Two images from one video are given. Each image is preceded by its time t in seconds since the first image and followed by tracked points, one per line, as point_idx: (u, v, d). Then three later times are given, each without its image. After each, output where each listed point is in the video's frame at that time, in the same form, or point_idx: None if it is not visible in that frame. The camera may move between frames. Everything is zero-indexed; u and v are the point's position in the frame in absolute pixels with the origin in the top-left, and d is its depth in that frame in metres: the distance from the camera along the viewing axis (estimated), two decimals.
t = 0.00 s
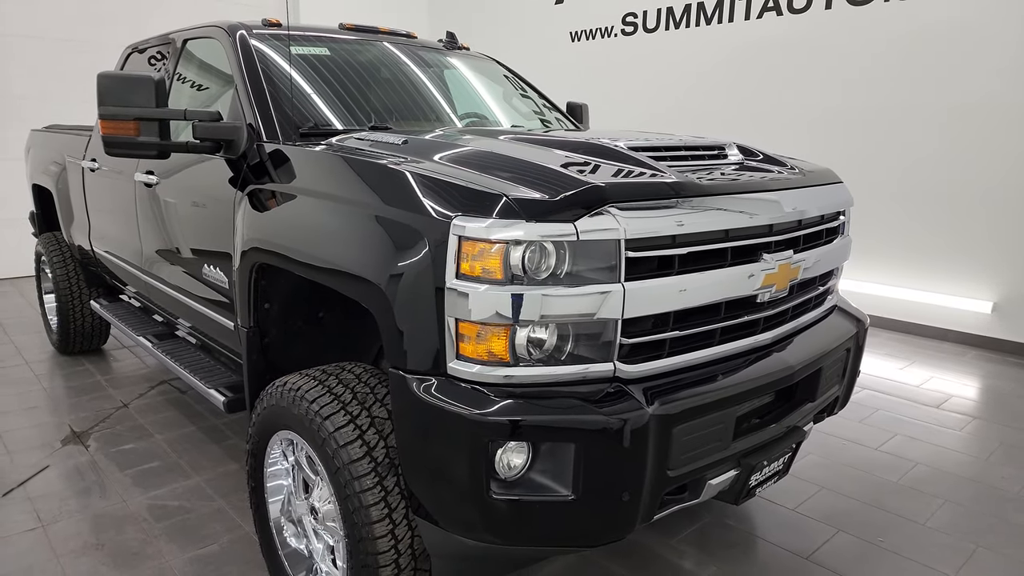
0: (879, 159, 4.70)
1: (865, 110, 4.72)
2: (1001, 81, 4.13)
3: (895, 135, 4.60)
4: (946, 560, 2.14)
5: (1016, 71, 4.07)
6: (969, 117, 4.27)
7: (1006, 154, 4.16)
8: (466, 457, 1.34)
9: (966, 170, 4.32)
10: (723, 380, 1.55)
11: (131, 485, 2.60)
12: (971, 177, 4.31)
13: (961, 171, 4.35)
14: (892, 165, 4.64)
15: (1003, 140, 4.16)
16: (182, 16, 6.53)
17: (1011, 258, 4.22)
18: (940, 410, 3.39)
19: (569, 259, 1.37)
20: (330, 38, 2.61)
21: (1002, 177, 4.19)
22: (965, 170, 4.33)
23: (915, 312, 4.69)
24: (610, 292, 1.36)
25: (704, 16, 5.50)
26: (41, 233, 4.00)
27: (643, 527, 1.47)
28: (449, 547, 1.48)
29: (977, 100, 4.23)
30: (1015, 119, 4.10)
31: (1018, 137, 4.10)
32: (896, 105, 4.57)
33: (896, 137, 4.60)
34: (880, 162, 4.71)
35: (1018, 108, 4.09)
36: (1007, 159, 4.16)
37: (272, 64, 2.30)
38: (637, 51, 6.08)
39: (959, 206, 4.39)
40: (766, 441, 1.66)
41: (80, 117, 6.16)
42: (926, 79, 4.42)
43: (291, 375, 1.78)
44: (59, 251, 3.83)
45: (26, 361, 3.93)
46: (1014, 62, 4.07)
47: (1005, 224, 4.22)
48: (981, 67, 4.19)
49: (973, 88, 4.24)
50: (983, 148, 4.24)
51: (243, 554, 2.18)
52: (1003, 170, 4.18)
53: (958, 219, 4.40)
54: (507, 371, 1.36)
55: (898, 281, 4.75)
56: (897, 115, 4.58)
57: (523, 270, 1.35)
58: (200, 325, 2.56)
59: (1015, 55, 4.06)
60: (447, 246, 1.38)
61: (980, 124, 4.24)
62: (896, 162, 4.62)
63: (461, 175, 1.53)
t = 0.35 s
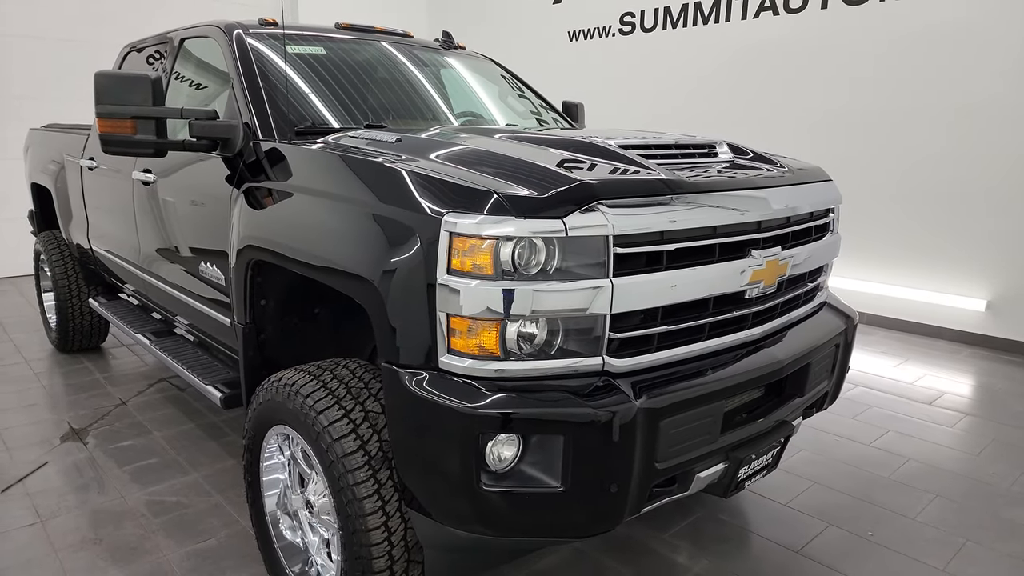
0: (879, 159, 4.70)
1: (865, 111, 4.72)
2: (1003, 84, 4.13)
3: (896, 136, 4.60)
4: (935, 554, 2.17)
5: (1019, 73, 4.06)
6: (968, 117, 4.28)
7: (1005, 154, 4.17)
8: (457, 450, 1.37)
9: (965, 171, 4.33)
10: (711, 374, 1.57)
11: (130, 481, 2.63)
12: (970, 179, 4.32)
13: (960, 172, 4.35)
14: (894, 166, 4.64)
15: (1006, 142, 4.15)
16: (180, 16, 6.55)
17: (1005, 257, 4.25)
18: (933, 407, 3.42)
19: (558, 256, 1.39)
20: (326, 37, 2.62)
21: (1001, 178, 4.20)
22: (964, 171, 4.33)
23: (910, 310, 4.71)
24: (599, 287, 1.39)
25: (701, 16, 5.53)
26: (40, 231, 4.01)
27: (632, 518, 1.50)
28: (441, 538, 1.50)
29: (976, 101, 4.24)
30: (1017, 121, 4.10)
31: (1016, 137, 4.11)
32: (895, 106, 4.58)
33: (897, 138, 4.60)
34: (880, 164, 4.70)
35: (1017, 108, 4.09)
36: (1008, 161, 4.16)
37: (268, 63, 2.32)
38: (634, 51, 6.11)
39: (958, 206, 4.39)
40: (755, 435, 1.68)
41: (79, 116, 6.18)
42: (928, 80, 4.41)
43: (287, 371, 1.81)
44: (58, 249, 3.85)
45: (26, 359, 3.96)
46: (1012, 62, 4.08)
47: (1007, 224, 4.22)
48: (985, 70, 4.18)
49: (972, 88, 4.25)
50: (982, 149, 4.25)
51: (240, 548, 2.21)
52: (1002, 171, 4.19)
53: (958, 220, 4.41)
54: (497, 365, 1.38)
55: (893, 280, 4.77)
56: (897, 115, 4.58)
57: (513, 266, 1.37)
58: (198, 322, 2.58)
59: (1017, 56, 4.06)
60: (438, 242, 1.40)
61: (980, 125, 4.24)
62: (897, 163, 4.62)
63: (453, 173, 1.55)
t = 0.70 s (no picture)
0: (878, 159, 4.71)
1: (865, 111, 4.72)
2: (1003, 85, 4.13)
3: (895, 137, 4.60)
4: (927, 551, 2.18)
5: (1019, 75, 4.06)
6: (968, 118, 4.28)
7: (1002, 156, 4.18)
8: (449, 447, 1.38)
9: (964, 172, 4.34)
10: (703, 371, 1.59)
11: (127, 479, 2.64)
12: (968, 180, 4.33)
13: (959, 173, 4.36)
14: (893, 167, 4.64)
15: (1005, 144, 4.16)
16: (178, 15, 6.55)
17: (1002, 256, 4.26)
18: (928, 406, 3.43)
19: (549, 255, 1.40)
20: (323, 37, 2.63)
21: (999, 180, 4.21)
22: (963, 172, 4.34)
23: (906, 309, 4.72)
24: (590, 286, 1.40)
25: (698, 15, 5.54)
26: (37, 231, 4.02)
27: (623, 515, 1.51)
28: (433, 535, 1.51)
29: (974, 102, 4.25)
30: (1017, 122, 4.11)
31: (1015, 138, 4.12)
32: (895, 107, 4.58)
33: (896, 139, 4.60)
34: (880, 165, 4.71)
35: (1016, 110, 4.10)
36: (1007, 162, 4.16)
37: (263, 60, 2.33)
38: (632, 50, 6.12)
39: (956, 207, 4.40)
40: (746, 433, 1.70)
41: (76, 116, 6.18)
42: (929, 81, 4.41)
43: (281, 369, 1.82)
44: (55, 249, 3.86)
45: (24, 358, 3.96)
46: (1012, 64, 4.08)
47: (1006, 225, 4.22)
48: (986, 71, 4.18)
49: (971, 90, 4.25)
50: (980, 150, 4.26)
51: (236, 546, 2.22)
52: (1001, 171, 4.19)
53: (957, 221, 4.41)
54: (488, 363, 1.39)
55: (890, 279, 4.78)
56: (896, 116, 4.58)
57: (504, 265, 1.38)
58: (194, 321, 2.60)
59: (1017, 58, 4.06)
60: (430, 241, 1.41)
61: (979, 126, 4.25)
62: (896, 164, 4.63)
63: (445, 173, 1.57)
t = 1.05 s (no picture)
0: (877, 159, 4.70)
1: (866, 113, 4.71)
2: (1004, 88, 4.11)
3: (898, 139, 4.58)
4: (925, 553, 2.17)
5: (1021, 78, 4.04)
6: (968, 120, 4.27)
7: (1002, 156, 4.17)
8: (444, 452, 1.37)
9: (965, 173, 4.32)
10: (699, 374, 1.58)
11: (123, 482, 2.63)
12: (969, 182, 4.31)
13: (960, 175, 4.35)
14: (893, 168, 4.63)
15: (1007, 146, 4.14)
16: (175, 14, 6.53)
17: (1001, 257, 4.25)
18: (928, 406, 3.42)
19: (545, 258, 1.39)
20: (319, 37, 2.61)
21: (999, 181, 4.19)
22: (963, 173, 4.33)
23: (905, 309, 4.71)
24: (586, 289, 1.39)
25: (697, 15, 5.53)
26: (34, 231, 4.00)
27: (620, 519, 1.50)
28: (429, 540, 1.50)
29: (975, 103, 4.23)
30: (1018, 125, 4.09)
31: (1016, 141, 4.10)
32: (897, 109, 4.56)
33: (896, 139, 4.59)
34: (880, 166, 4.69)
35: (1017, 112, 4.08)
36: (1008, 164, 4.15)
37: (259, 61, 2.32)
38: (630, 50, 6.10)
39: (956, 208, 4.39)
40: (743, 435, 1.69)
41: (72, 115, 6.16)
42: (929, 82, 4.40)
43: (277, 372, 1.80)
44: (52, 250, 3.85)
45: (20, 359, 3.95)
46: (1014, 66, 4.07)
47: (1007, 227, 4.21)
48: (988, 74, 4.16)
49: (972, 91, 4.24)
50: (981, 151, 4.24)
51: (231, 549, 2.21)
52: (1002, 173, 4.18)
53: (957, 223, 4.40)
54: (483, 367, 1.38)
55: (888, 279, 4.78)
56: (898, 118, 4.57)
57: (500, 268, 1.37)
58: (190, 323, 2.59)
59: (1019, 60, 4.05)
60: (425, 243, 1.40)
61: (978, 127, 4.24)
62: (896, 164, 4.62)
63: (441, 175, 1.55)
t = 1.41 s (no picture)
0: (879, 159, 4.65)
1: (870, 115, 4.64)
2: (1007, 86, 4.06)
3: (902, 140, 4.52)
4: (930, 560, 2.12)
5: None
6: (971, 120, 4.22)
7: (1005, 155, 4.12)
8: (435, 460, 1.32)
9: (968, 173, 4.27)
10: (699, 379, 1.53)
11: (111, 487, 2.58)
12: (972, 182, 4.26)
13: (962, 175, 4.30)
14: (897, 167, 4.57)
15: (1011, 146, 4.09)
16: (169, 12, 6.47)
17: (1004, 256, 4.20)
18: (931, 408, 3.38)
19: (540, 259, 1.34)
20: (312, 32, 2.56)
21: (1003, 181, 4.14)
22: (966, 173, 4.28)
23: (907, 309, 4.66)
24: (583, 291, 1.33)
25: (697, 12, 5.48)
26: (25, 231, 3.95)
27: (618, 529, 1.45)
28: (420, 551, 1.45)
29: (978, 101, 4.18)
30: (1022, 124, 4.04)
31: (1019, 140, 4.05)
32: (902, 109, 4.50)
33: (898, 138, 4.54)
34: (885, 164, 4.63)
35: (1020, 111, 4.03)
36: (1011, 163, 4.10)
37: (249, 56, 2.26)
38: (629, 47, 6.05)
39: (958, 207, 4.34)
40: (745, 441, 1.64)
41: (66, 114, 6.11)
42: (931, 80, 4.35)
43: (265, 376, 1.75)
44: (43, 250, 3.79)
45: (11, 360, 3.90)
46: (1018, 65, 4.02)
47: (1010, 226, 4.16)
48: (990, 71, 4.11)
49: (974, 89, 4.19)
50: (983, 151, 4.19)
51: (220, 556, 2.16)
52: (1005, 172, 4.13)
53: (960, 222, 4.35)
54: (476, 372, 1.33)
55: (890, 278, 4.73)
56: (903, 120, 4.50)
57: (493, 269, 1.31)
58: (180, 325, 2.54)
59: None
60: (415, 244, 1.34)
61: (981, 125, 4.19)
62: (898, 163, 4.56)
63: (432, 173, 1.50)
